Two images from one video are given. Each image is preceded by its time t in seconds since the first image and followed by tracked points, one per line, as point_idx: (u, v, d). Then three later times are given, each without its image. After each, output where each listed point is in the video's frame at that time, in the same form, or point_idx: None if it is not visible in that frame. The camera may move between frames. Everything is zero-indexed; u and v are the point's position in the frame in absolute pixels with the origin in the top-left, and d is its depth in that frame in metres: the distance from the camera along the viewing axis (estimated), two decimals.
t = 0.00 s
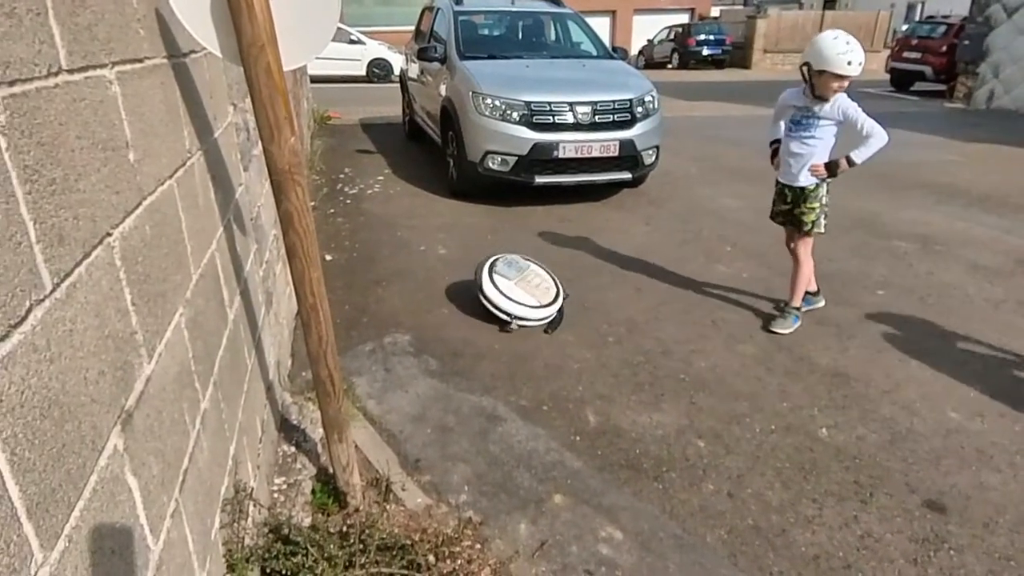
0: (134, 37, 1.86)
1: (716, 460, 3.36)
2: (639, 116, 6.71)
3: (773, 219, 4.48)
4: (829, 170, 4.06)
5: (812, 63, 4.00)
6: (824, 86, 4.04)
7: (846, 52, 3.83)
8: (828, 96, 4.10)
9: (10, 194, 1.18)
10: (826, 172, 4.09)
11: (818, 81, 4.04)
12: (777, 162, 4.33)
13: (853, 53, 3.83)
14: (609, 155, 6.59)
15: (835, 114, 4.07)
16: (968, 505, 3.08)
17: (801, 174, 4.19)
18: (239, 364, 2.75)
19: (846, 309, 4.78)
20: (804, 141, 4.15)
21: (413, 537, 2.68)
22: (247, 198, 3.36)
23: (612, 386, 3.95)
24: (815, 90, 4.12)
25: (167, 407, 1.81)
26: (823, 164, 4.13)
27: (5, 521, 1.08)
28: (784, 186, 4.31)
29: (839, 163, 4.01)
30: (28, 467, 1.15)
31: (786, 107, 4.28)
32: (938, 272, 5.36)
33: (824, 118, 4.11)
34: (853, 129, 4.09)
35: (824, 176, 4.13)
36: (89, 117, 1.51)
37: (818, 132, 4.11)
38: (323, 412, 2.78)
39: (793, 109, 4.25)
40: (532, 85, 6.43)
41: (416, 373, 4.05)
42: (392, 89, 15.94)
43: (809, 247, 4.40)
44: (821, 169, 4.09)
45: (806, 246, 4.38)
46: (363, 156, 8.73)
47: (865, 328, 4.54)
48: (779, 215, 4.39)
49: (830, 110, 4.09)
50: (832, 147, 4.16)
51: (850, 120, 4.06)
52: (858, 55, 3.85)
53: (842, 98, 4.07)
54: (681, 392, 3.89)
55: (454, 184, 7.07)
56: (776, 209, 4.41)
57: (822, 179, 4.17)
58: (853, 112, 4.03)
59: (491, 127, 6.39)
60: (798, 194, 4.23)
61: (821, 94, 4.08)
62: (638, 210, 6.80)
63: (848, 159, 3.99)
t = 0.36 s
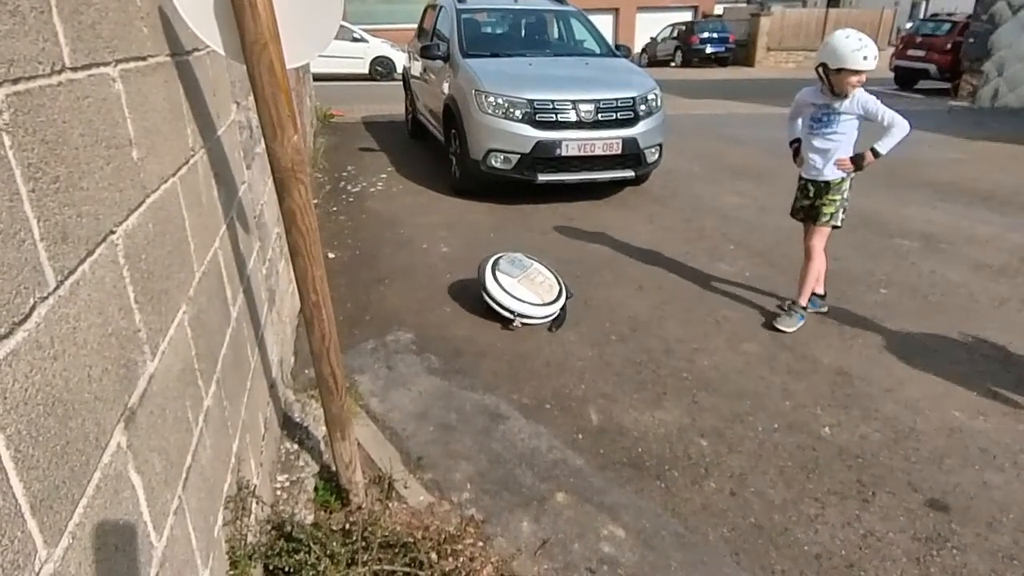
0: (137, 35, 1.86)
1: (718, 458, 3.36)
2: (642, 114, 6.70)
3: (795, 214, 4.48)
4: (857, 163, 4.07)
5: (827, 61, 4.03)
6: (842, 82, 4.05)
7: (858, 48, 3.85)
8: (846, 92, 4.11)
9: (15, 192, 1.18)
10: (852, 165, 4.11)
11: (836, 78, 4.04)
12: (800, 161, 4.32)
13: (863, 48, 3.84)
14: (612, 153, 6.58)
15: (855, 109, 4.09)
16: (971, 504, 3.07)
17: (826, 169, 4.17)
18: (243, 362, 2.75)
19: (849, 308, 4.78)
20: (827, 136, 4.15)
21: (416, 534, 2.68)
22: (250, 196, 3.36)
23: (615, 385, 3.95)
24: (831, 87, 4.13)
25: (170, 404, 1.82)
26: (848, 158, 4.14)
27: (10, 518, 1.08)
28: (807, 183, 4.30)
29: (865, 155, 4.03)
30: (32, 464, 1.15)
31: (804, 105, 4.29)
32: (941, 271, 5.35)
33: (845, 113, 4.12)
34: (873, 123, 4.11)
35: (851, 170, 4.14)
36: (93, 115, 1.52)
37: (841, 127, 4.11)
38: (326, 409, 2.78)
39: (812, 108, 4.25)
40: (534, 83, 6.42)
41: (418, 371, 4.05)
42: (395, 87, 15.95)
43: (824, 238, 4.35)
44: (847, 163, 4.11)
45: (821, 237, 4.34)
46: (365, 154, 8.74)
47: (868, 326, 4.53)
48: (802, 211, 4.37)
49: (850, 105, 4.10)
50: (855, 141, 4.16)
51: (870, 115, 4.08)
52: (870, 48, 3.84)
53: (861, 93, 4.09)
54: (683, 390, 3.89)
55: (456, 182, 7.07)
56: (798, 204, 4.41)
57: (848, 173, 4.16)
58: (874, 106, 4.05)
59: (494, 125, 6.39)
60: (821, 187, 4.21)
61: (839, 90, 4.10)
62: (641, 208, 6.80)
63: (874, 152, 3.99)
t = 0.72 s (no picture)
0: (137, 35, 1.86)
1: (718, 458, 3.36)
2: (643, 114, 6.70)
3: (810, 211, 4.49)
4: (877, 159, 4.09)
5: (838, 58, 4.06)
6: (854, 77, 4.05)
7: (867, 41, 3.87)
8: (863, 86, 4.10)
9: (16, 192, 1.18)
10: (871, 162, 4.12)
11: (849, 73, 4.04)
12: (818, 157, 4.33)
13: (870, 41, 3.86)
14: (612, 153, 6.58)
15: (872, 104, 4.07)
16: (971, 504, 3.07)
17: (844, 166, 4.18)
18: (243, 362, 2.75)
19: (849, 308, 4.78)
20: (844, 133, 4.16)
21: (416, 534, 2.68)
22: (251, 195, 3.37)
23: (615, 384, 3.95)
24: (847, 81, 4.12)
25: (170, 404, 1.82)
26: (867, 154, 4.15)
27: (11, 518, 1.08)
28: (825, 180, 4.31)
29: (883, 151, 4.04)
30: (32, 464, 1.15)
31: (822, 101, 4.28)
32: (942, 271, 5.34)
33: (861, 108, 4.11)
34: (891, 117, 4.10)
35: (869, 166, 4.14)
36: (93, 114, 1.52)
37: (858, 123, 4.12)
38: (326, 409, 2.78)
39: (827, 104, 4.26)
40: (535, 83, 6.42)
41: (419, 370, 4.05)
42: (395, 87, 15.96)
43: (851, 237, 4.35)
44: (866, 160, 4.12)
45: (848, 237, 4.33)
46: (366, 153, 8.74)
47: (869, 326, 4.53)
48: (819, 208, 4.38)
49: (867, 100, 4.09)
50: (874, 136, 4.16)
51: (888, 109, 4.07)
52: (879, 41, 3.86)
53: (877, 87, 4.08)
54: (684, 390, 3.89)
55: (457, 182, 7.07)
56: (814, 200, 4.41)
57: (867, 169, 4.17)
58: (891, 100, 4.03)
59: (494, 124, 6.38)
60: (839, 184, 4.22)
61: (855, 85, 4.09)
62: (641, 208, 6.80)
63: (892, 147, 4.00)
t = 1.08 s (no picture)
0: (138, 35, 1.85)
1: (719, 458, 3.36)
2: (644, 114, 6.69)
3: (824, 212, 4.49)
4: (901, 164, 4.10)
5: (856, 60, 4.09)
6: (875, 80, 4.06)
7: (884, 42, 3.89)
8: (886, 90, 4.10)
9: (16, 191, 1.18)
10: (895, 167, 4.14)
11: (871, 76, 4.05)
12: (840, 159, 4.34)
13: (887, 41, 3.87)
14: (612, 153, 6.59)
15: (897, 107, 4.07)
16: (972, 504, 3.07)
17: (868, 170, 4.19)
18: (243, 362, 2.75)
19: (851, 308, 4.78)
20: (867, 136, 4.16)
21: (416, 534, 2.68)
22: (251, 195, 3.37)
23: (615, 384, 3.95)
24: (869, 84, 4.12)
25: (170, 404, 1.82)
26: (890, 158, 4.16)
27: (11, 517, 1.08)
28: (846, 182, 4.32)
29: (907, 157, 4.04)
30: (32, 463, 1.15)
31: (845, 104, 4.28)
32: (943, 271, 5.34)
33: (886, 112, 4.11)
34: (916, 120, 4.09)
35: (893, 170, 4.15)
36: (93, 114, 1.52)
37: (881, 126, 4.12)
38: (326, 409, 2.78)
39: (851, 106, 4.25)
40: (535, 82, 6.42)
41: (419, 370, 4.05)
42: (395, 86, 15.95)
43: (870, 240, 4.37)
44: (890, 165, 4.13)
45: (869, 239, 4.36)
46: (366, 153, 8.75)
47: (868, 326, 4.53)
48: (837, 210, 4.40)
49: (891, 103, 4.08)
50: (897, 139, 4.15)
51: (913, 112, 4.06)
52: (897, 41, 3.87)
53: (902, 90, 4.07)
54: (684, 390, 3.89)
55: (457, 182, 7.07)
56: (830, 201, 4.42)
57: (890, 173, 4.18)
58: (917, 104, 4.02)
59: (494, 124, 6.38)
60: (859, 187, 4.23)
61: (879, 88, 4.08)
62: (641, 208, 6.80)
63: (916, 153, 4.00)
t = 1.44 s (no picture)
0: (137, 35, 1.85)
1: (718, 458, 3.36)
2: (644, 114, 6.69)
3: (823, 208, 4.52)
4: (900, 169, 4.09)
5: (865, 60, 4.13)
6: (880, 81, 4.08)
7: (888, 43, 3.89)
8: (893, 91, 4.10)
9: (16, 190, 1.18)
10: (891, 172, 4.12)
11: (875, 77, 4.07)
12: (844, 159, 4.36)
13: (885, 43, 3.89)
14: (612, 153, 6.58)
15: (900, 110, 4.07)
16: (972, 504, 3.07)
17: (867, 170, 4.19)
18: (243, 361, 2.75)
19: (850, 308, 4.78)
20: (869, 136, 4.18)
21: (416, 534, 2.68)
22: (251, 195, 3.36)
23: (615, 384, 3.95)
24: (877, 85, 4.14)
25: (170, 404, 1.82)
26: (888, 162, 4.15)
27: (11, 517, 1.08)
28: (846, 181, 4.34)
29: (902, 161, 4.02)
30: (32, 463, 1.15)
31: (856, 102, 4.29)
32: (943, 271, 5.34)
33: (889, 113, 4.12)
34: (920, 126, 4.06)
35: (889, 174, 4.13)
36: (94, 115, 1.52)
37: (882, 127, 4.13)
38: (326, 409, 2.78)
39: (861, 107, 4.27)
40: (535, 82, 6.42)
41: (419, 370, 4.05)
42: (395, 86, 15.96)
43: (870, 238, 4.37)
44: (888, 169, 4.12)
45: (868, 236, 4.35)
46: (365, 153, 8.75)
47: (868, 326, 4.53)
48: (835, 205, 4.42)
49: (895, 105, 4.09)
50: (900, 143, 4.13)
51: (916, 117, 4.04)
52: (896, 43, 3.88)
53: (907, 94, 4.06)
54: (684, 390, 3.89)
55: (457, 182, 7.07)
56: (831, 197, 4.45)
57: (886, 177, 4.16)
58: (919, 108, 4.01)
59: (494, 124, 6.38)
60: (856, 185, 4.25)
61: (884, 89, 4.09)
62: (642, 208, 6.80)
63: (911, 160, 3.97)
